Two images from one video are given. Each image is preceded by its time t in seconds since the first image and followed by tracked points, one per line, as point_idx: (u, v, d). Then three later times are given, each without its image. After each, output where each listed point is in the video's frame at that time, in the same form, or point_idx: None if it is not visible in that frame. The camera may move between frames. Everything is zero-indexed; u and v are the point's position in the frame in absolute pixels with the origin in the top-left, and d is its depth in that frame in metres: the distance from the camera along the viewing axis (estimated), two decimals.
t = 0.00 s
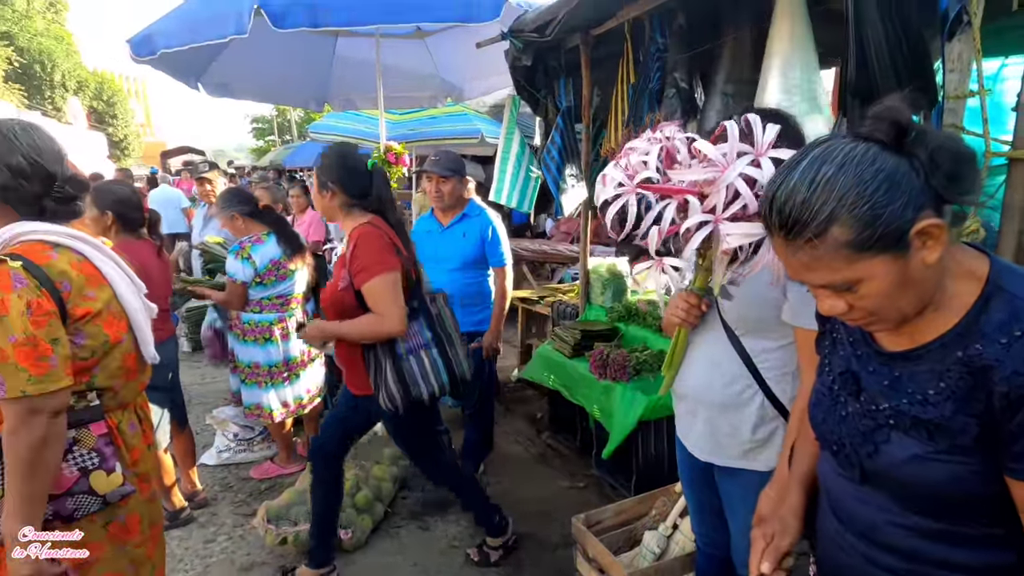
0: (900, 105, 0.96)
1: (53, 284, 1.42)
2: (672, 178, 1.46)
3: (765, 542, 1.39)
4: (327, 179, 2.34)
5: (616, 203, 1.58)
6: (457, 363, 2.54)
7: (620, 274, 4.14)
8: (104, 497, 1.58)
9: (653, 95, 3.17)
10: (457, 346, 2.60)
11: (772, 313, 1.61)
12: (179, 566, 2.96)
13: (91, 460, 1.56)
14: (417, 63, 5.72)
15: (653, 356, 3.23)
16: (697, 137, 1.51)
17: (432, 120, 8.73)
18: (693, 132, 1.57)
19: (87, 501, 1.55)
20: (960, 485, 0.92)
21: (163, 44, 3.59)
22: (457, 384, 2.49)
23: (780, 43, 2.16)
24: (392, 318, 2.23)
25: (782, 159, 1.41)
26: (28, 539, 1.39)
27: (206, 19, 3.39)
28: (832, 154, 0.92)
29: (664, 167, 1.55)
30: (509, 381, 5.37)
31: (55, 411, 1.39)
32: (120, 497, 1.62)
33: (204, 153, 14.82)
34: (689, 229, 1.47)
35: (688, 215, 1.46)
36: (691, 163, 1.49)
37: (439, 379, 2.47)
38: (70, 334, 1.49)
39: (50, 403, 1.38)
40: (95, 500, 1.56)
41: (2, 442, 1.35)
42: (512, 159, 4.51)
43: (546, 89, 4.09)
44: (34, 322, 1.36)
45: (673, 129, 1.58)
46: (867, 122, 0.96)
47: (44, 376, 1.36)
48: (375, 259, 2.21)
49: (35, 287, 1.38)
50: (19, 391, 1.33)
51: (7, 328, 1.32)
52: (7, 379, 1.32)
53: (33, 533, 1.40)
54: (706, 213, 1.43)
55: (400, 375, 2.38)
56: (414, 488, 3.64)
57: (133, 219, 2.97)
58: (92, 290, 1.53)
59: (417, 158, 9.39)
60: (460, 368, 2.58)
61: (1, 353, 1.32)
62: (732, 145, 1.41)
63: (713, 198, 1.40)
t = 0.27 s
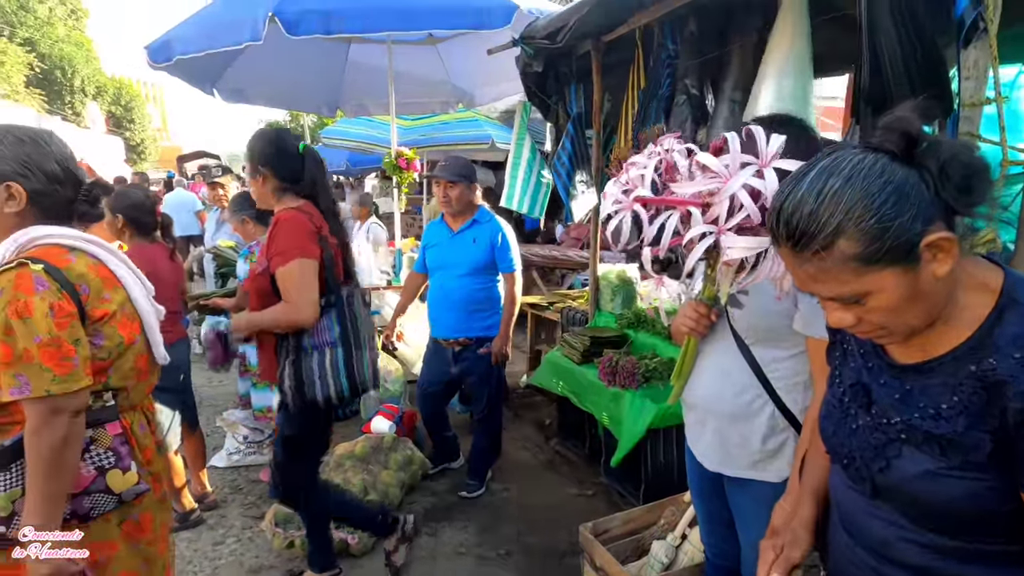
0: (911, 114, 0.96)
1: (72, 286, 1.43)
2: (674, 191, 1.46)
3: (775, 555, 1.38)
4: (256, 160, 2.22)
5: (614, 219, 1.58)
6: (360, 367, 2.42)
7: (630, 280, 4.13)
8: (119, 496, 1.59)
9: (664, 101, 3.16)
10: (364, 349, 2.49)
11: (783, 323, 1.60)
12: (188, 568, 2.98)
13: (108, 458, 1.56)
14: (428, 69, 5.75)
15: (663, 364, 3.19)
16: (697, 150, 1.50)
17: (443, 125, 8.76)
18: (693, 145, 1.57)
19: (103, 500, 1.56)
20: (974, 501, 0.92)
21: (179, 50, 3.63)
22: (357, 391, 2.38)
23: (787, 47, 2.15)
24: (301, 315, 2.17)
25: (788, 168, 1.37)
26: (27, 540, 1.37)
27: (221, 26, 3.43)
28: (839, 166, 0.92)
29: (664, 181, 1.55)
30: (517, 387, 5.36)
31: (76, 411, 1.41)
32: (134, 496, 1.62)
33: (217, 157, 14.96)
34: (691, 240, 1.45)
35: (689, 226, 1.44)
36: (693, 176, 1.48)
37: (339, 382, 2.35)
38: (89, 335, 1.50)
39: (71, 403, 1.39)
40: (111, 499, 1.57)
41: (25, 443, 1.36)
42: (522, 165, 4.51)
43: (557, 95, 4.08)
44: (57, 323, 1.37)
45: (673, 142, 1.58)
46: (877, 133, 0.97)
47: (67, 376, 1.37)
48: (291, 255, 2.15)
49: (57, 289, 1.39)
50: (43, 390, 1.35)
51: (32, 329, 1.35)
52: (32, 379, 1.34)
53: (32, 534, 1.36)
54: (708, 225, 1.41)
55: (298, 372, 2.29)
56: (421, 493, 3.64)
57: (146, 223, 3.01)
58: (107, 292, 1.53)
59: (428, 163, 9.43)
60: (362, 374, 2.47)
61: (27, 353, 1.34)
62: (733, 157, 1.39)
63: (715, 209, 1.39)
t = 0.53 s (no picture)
0: (913, 127, 0.97)
1: (88, 290, 1.45)
2: (694, 194, 1.44)
3: (780, 566, 1.38)
4: (204, 157, 2.17)
5: (635, 218, 1.55)
6: (295, 374, 2.28)
7: (638, 286, 4.13)
8: (132, 495, 1.61)
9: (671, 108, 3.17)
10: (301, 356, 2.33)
11: (789, 331, 1.59)
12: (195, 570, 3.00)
13: (122, 458, 1.59)
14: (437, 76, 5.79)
15: (669, 371, 3.19)
16: (719, 154, 1.48)
17: (451, 131, 8.80)
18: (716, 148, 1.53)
19: (116, 499, 1.58)
20: (978, 514, 0.93)
21: (192, 58, 3.68)
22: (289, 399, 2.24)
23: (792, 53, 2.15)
24: (235, 314, 2.07)
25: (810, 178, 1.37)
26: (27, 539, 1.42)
27: (234, 34, 3.47)
28: (840, 178, 0.93)
29: (685, 182, 1.52)
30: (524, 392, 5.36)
31: (95, 411, 1.44)
32: (145, 495, 1.65)
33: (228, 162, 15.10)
34: (710, 244, 1.45)
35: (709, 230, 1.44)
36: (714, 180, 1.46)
37: (270, 389, 2.22)
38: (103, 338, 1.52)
39: (91, 403, 1.43)
40: (124, 499, 1.59)
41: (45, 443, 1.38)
42: (531, 171, 4.54)
43: (565, 102, 4.11)
44: (77, 325, 1.40)
45: (696, 145, 1.55)
46: (878, 144, 0.98)
47: (87, 377, 1.40)
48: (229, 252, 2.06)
49: (75, 292, 1.41)
50: (65, 391, 1.38)
51: (54, 331, 1.37)
52: (54, 380, 1.37)
53: (31, 533, 1.42)
54: (728, 229, 1.41)
55: (227, 373, 2.19)
56: (427, 498, 3.64)
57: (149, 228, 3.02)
58: (119, 295, 1.55)
59: (437, 169, 9.47)
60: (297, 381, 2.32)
61: (49, 355, 1.36)
62: (757, 162, 1.37)
63: (736, 214, 1.38)
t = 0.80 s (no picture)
0: (925, 131, 0.95)
1: (98, 291, 1.46)
2: (707, 196, 1.42)
3: None
4: (133, 174, 2.08)
5: (645, 221, 1.52)
6: (249, 390, 2.44)
7: (645, 291, 4.11)
8: (143, 495, 1.62)
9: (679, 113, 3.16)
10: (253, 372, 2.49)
11: (800, 337, 1.56)
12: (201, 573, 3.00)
13: (133, 458, 1.60)
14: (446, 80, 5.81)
15: (677, 377, 3.18)
16: (733, 157, 1.46)
17: (459, 135, 8.83)
18: (728, 151, 1.51)
19: (128, 499, 1.59)
20: (996, 525, 0.91)
21: (203, 63, 3.71)
22: (243, 413, 2.41)
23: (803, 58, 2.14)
24: (191, 336, 2.07)
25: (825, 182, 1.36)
26: (28, 540, 1.43)
27: (245, 39, 3.50)
28: (851, 186, 0.92)
29: (697, 186, 1.50)
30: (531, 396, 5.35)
31: (109, 411, 1.45)
32: (155, 494, 1.66)
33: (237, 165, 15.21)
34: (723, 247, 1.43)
35: (722, 233, 1.42)
36: (727, 183, 1.44)
37: (225, 405, 2.38)
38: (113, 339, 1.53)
39: (105, 403, 1.44)
40: (135, 498, 1.60)
41: (60, 443, 1.39)
42: (539, 175, 4.54)
43: (572, 106, 4.11)
44: (92, 325, 1.41)
45: (709, 149, 1.53)
46: (890, 150, 0.97)
47: (102, 377, 1.41)
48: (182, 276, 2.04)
49: (87, 293, 1.42)
50: (80, 391, 1.39)
51: (68, 332, 1.37)
52: (69, 380, 1.37)
53: (32, 533, 1.43)
54: (741, 232, 1.38)
55: (178, 396, 2.32)
56: (433, 502, 3.63)
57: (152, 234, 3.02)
58: (127, 297, 1.56)
59: (445, 173, 9.49)
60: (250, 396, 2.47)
61: (64, 355, 1.37)
62: (772, 166, 1.37)
63: (750, 217, 1.36)
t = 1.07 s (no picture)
0: (927, 136, 0.95)
1: (103, 294, 1.47)
2: (713, 200, 1.43)
3: None
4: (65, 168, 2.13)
5: (650, 223, 1.53)
6: (206, 380, 2.53)
7: (649, 294, 4.10)
8: (145, 498, 1.62)
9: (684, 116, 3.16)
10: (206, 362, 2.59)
11: (807, 338, 1.57)
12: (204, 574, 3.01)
13: (136, 461, 1.61)
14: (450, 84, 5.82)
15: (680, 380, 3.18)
16: (740, 162, 1.46)
17: (464, 139, 8.85)
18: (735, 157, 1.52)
19: (131, 502, 1.59)
20: (1001, 532, 0.91)
21: (209, 67, 3.73)
22: (199, 402, 2.48)
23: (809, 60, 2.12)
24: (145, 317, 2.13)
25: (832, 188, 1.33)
26: (29, 540, 1.43)
27: (250, 43, 3.52)
28: (852, 192, 0.92)
29: (703, 190, 1.50)
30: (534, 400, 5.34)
31: (114, 413, 1.46)
32: (157, 497, 1.67)
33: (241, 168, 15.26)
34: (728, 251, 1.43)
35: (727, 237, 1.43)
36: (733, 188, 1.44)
37: (181, 395, 2.44)
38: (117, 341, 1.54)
39: (110, 405, 1.44)
40: (138, 501, 1.61)
41: (65, 447, 1.39)
42: (542, 178, 4.53)
43: (576, 109, 4.11)
44: (98, 328, 1.42)
45: (716, 153, 1.53)
46: (891, 156, 0.97)
47: (108, 380, 1.42)
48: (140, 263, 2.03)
49: (93, 296, 1.43)
50: (87, 394, 1.39)
51: (75, 334, 1.38)
52: (76, 383, 1.38)
53: (32, 533, 1.43)
54: (746, 236, 1.37)
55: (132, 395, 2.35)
56: (436, 505, 3.63)
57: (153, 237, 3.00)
58: (131, 299, 1.56)
59: (448, 176, 9.51)
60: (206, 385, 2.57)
61: (70, 358, 1.37)
62: (778, 172, 1.33)
63: (756, 221, 1.34)
